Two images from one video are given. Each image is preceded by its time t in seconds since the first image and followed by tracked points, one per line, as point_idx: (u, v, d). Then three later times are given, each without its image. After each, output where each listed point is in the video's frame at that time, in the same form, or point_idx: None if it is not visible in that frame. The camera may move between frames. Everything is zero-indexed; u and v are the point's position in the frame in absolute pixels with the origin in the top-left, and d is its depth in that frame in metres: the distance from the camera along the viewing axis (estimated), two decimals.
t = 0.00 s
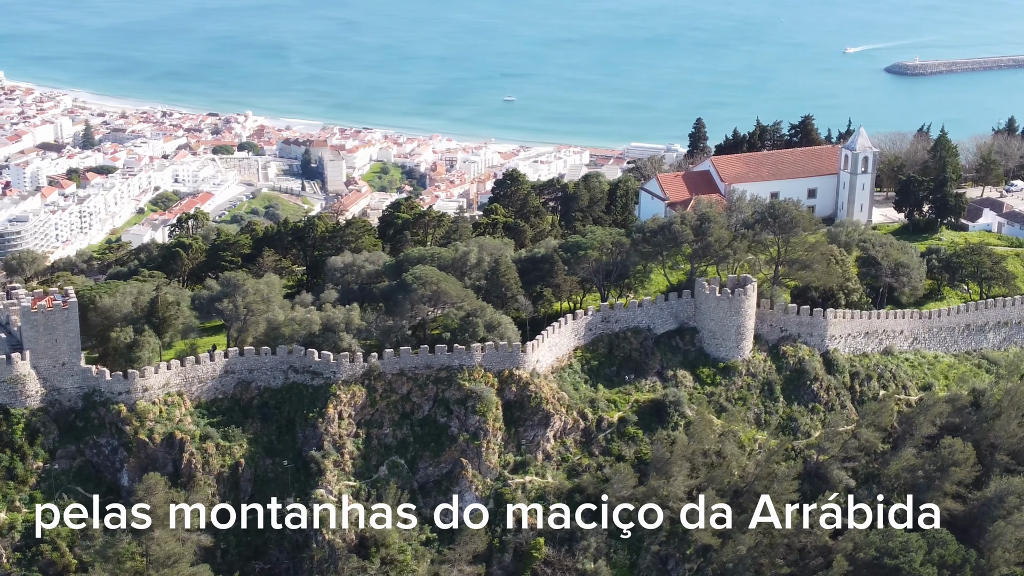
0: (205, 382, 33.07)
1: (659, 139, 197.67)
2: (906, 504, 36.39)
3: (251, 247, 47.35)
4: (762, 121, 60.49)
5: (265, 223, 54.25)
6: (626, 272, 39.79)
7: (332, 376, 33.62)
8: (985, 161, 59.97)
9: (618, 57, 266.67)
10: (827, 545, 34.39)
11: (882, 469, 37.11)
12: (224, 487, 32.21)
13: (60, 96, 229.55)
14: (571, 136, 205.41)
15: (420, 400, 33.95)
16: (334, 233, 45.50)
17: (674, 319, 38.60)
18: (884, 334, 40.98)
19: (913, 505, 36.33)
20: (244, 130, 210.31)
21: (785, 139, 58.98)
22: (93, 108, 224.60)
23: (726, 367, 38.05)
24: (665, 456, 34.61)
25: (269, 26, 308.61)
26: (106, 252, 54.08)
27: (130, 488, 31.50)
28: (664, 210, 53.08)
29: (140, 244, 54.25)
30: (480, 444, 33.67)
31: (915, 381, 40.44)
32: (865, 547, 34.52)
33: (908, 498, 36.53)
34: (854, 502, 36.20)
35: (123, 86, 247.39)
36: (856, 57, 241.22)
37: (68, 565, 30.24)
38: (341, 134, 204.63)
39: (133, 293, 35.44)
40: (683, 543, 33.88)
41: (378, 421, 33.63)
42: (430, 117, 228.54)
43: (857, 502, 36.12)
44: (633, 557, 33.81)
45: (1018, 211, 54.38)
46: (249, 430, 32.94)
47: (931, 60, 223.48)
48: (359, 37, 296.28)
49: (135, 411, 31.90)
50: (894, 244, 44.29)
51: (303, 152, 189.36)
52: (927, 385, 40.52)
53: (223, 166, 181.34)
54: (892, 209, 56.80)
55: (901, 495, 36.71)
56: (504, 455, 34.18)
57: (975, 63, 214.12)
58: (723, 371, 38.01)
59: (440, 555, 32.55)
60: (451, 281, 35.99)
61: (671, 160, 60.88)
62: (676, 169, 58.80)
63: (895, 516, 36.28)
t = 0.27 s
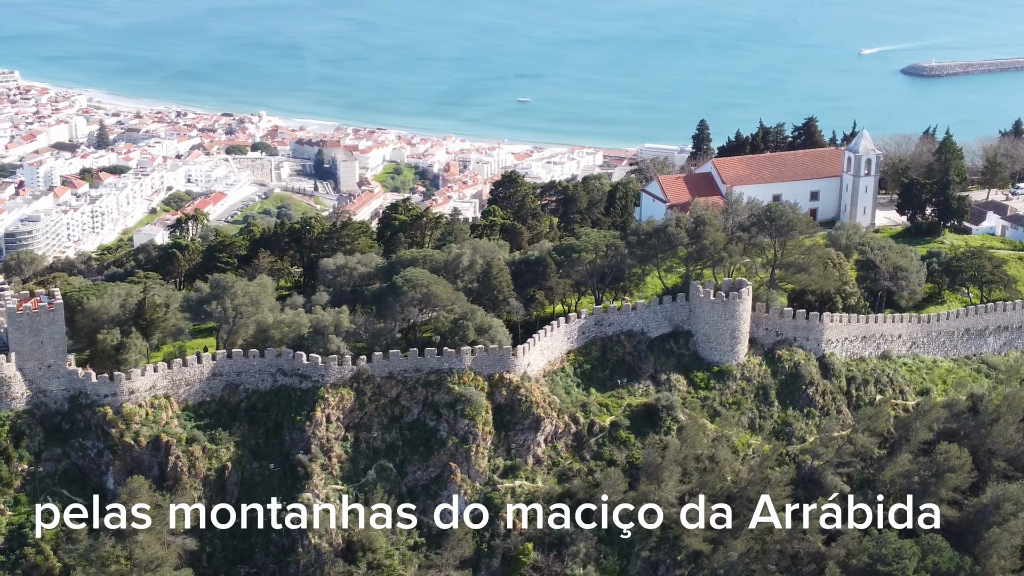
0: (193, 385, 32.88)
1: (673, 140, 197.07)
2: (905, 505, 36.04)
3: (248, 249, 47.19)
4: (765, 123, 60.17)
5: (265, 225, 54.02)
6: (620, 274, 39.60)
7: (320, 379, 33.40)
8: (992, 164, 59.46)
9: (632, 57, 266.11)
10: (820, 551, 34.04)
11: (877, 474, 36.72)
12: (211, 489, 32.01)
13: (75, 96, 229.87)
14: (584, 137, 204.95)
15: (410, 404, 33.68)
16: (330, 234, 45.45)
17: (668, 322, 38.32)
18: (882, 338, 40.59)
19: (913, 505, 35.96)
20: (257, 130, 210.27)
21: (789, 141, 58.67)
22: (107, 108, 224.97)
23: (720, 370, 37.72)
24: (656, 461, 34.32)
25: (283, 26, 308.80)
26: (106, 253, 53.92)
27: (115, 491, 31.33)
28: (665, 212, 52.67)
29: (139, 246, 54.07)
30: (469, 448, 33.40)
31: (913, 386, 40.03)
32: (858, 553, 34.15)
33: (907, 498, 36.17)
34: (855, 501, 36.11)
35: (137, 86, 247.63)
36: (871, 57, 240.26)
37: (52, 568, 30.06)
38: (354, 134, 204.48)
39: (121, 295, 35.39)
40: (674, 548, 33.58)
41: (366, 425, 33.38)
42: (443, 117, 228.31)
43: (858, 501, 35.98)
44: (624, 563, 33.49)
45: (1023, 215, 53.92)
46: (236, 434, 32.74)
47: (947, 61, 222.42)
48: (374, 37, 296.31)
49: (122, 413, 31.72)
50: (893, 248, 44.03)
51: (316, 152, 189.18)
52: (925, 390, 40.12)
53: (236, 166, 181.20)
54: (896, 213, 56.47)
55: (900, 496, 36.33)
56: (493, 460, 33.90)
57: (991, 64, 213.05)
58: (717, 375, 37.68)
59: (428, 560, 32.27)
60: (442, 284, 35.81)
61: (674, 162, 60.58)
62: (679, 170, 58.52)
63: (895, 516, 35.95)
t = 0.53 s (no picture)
0: (184, 387, 32.76)
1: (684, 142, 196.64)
2: (906, 505, 35.80)
3: (244, 249, 47.02)
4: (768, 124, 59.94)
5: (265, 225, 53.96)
6: (616, 276, 39.33)
7: (311, 382, 33.29)
8: (996, 165, 59.12)
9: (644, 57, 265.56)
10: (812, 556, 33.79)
11: (874, 478, 36.41)
12: (199, 491, 31.89)
13: (87, 96, 230.19)
14: (596, 138, 204.52)
15: (402, 406, 33.51)
16: (327, 235, 45.40)
17: (664, 324, 38.14)
18: (880, 341, 40.35)
19: (913, 505, 35.70)
20: (268, 130, 210.33)
21: (793, 141, 58.46)
22: (119, 108, 225.28)
23: (716, 374, 37.52)
24: (649, 464, 34.11)
25: (296, 26, 309.03)
26: (107, 252, 53.98)
27: (103, 493, 31.18)
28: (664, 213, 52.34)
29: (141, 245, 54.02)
30: (461, 452, 33.22)
31: (911, 390, 39.75)
32: (852, 558, 33.89)
33: (908, 498, 35.89)
34: (856, 500, 36.00)
35: (149, 86, 247.93)
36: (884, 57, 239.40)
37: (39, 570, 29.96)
38: (365, 134, 204.40)
39: (113, 296, 35.42)
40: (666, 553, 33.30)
41: (358, 427, 33.21)
42: (455, 118, 228.17)
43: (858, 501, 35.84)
44: (615, 568, 33.22)
45: None
46: (226, 436, 32.60)
47: (961, 62, 221.51)
48: (387, 38, 296.43)
49: (111, 415, 31.63)
50: (893, 250, 43.85)
51: (327, 152, 189.10)
52: (923, 393, 39.82)
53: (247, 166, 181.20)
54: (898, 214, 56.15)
55: (899, 496, 36.05)
56: (485, 462, 33.73)
57: (1005, 66, 212.15)
58: (712, 378, 37.48)
59: (418, 564, 32.03)
60: (435, 286, 35.69)
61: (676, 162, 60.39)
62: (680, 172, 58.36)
63: (894, 516, 35.69)
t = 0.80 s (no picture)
0: (172, 389, 32.64)
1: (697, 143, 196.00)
2: (905, 505, 35.45)
3: (241, 250, 46.84)
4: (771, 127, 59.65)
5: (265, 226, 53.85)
6: (612, 279, 39.04)
7: (300, 384, 33.13)
8: (1003, 168, 58.73)
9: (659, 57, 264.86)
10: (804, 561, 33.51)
11: (868, 484, 36.13)
12: (186, 494, 31.77)
13: (101, 96, 230.48)
14: (609, 139, 204.00)
15: (392, 409, 33.34)
16: (322, 237, 45.41)
17: (658, 328, 37.89)
18: (877, 345, 40.02)
19: (913, 506, 35.39)
20: (281, 130, 210.33)
21: (795, 143, 58.17)
22: (133, 108, 225.51)
23: (710, 377, 37.27)
24: (640, 469, 33.88)
25: (310, 27, 309.21)
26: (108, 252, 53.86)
27: (90, 495, 31.09)
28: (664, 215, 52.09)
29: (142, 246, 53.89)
30: (451, 455, 33.02)
31: (908, 394, 39.42)
32: (845, 564, 33.61)
33: (907, 499, 35.56)
34: (855, 502, 35.81)
35: (163, 86, 248.19)
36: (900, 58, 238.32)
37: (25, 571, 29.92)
38: (378, 135, 204.25)
39: (102, 298, 35.49)
40: (657, 558, 33.00)
41: (348, 430, 33.06)
42: (468, 118, 227.97)
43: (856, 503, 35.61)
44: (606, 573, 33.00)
45: None
46: (215, 438, 32.46)
47: (977, 63, 220.39)
48: (401, 38, 296.39)
49: (98, 417, 31.50)
50: (892, 253, 43.54)
51: (339, 153, 188.93)
52: (920, 398, 39.50)
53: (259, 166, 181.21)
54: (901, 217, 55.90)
55: (897, 499, 35.68)
56: (476, 466, 33.52)
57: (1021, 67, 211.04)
58: (707, 381, 37.24)
59: (406, 568, 31.84)
60: (427, 288, 35.53)
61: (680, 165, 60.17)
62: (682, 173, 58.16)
63: (893, 517, 35.39)
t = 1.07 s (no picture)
0: (158, 390, 32.54)
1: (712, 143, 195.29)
2: (905, 505, 35.16)
3: (237, 250, 46.75)
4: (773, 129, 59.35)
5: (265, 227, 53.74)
6: (606, 280, 38.76)
7: (287, 386, 32.99)
8: (1007, 169, 58.31)
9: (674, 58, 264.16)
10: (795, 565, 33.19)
11: (861, 488, 35.78)
12: (171, 496, 31.65)
13: (116, 95, 230.80)
14: (624, 139, 203.42)
15: (380, 411, 33.15)
16: (318, 237, 45.38)
17: (651, 331, 37.64)
18: (874, 349, 39.68)
19: (913, 505, 35.11)
20: (295, 130, 210.31)
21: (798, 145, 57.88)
22: (148, 107, 225.77)
23: (702, 381, 37.00)
24: (629, 472, 33.58)
25: (325, 27, 309.34)
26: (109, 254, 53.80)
27: (74, 496, 31.03)
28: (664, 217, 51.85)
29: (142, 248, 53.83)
30: (438, 457, 32.82)
31: (904, 399, 39.07)
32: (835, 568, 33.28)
33: (907, 499, 35.27)
34: (855, 502, 35.51)
35: (178, 85, 248.44)
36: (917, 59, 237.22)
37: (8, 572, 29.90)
38: (392, 135, 204.11)
39: (90, 299, 35.93)
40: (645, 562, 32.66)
41: (335, 432, 32.88)
42: (483, 119, 227.74)
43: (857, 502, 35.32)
44: None
45: None
46: (201, 440, 32.35)
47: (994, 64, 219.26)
48: (416, 39, 296.31)
49: (83, 418, 31.43)
50: (888, 256, 43.29)
51: (353, 152, 188.75)
52: (916, 402, 39.14)
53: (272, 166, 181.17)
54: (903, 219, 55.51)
55: (895, 500, 35.37)
56: (464, 469, 33.29)
57: None
58: (699, 385, 36.97)
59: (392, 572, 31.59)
60: (416, 290, 35.41)
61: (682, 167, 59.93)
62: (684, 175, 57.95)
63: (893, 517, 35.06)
